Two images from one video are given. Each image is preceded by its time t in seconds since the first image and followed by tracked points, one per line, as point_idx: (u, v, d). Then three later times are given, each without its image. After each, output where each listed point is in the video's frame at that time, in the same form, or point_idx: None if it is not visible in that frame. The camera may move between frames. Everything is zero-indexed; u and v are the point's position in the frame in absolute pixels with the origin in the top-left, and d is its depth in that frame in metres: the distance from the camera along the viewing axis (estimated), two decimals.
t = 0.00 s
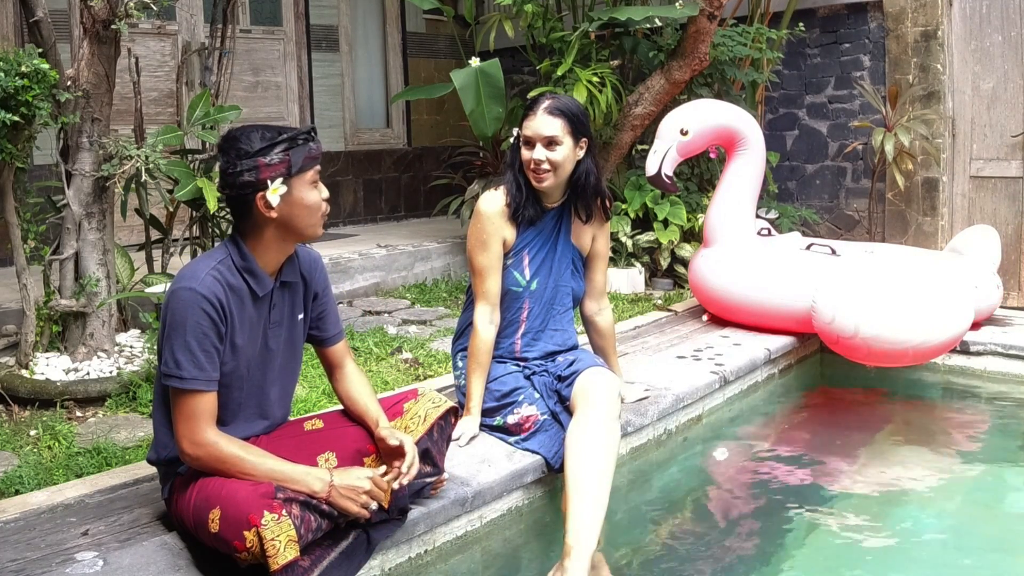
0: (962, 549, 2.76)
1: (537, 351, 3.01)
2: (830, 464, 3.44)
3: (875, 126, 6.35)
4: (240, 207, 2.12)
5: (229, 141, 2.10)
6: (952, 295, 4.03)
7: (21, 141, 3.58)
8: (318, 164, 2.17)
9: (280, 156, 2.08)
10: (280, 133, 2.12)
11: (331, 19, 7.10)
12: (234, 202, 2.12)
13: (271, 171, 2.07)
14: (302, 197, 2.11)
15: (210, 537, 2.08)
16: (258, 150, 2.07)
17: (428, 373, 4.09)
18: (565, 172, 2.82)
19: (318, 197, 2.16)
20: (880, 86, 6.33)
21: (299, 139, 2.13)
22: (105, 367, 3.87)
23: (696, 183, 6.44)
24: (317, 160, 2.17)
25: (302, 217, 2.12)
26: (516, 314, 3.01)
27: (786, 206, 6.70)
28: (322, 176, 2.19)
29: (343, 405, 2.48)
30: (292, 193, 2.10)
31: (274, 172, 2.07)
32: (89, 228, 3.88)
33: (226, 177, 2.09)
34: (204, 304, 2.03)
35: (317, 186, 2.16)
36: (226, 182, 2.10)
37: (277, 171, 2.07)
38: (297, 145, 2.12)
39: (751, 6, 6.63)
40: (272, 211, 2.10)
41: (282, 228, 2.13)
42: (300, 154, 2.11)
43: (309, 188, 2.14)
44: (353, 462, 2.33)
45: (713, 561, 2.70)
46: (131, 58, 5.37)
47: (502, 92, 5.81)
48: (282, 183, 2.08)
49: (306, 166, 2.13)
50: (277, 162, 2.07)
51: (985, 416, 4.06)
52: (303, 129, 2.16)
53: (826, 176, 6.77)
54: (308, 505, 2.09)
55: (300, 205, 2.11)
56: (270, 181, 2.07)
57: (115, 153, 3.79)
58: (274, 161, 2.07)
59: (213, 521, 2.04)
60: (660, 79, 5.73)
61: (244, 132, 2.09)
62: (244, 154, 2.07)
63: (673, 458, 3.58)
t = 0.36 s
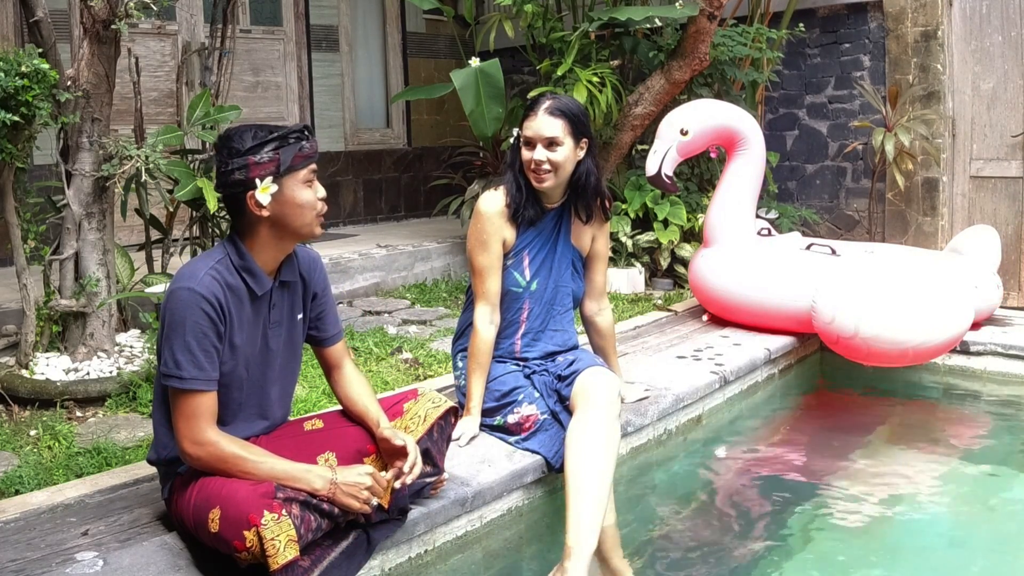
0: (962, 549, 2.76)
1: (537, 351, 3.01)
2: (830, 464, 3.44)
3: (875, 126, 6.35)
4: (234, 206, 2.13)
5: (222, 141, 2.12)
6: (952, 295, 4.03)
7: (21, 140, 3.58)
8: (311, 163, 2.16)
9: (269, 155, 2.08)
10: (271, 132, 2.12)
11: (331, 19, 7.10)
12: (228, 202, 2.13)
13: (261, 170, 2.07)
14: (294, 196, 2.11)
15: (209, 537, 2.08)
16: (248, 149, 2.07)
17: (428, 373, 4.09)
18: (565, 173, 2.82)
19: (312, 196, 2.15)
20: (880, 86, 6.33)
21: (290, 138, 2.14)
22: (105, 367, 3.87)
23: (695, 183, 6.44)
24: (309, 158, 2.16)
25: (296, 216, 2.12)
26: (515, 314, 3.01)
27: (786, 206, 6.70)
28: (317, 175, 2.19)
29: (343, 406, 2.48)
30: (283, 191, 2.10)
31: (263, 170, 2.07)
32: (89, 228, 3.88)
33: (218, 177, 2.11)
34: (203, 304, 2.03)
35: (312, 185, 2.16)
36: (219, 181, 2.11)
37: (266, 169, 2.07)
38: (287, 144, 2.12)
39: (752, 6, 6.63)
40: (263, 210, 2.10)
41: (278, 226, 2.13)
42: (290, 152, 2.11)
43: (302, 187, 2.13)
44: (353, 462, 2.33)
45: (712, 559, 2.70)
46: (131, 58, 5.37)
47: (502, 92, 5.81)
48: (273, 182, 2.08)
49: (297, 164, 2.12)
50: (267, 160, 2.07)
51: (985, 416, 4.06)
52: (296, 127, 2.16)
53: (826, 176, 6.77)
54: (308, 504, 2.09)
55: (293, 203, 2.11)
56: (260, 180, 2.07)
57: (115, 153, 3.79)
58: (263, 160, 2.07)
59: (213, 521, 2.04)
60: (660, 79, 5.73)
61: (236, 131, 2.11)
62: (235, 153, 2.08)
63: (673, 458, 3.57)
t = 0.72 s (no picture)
0: (962, 550, 2.76)
1: (537, 350, 3.01)
2: (830, 465, 3.43)
3: (875, 126, 6.35)
4: (232, 206, 2.13)
5: (220, 142, 2.11)
6: (952, 295, 4.03)
7: (21, 140, 3.58)
8: (310, 163, 2.16)
9: (268, 155, 2.08)
10: (270, 132, 2.12)
11: (331, 19, 7.10)
12: (227, 202, 2.13)
13: (260, 170, 2.07)
14: (293, 196, 2.11)
15: (209, 537, 2.08)
16: (247, 149, 2.07)
17: (428, 373, 4.09)
18: (558, 170, 2.82)
19: (311, 196, 2.15)
20: (880, 86, 6.33)
21: (289, 138, 2.14)
22: (105, 367, 3.87)
23: (695, 183, 6.44)
24: (309, 159, 2.16)
25: (295, 216, 2.12)
26: (514, 313, 3.01)
27: (786, 206, 6.70)
28: (315, 176, 2.19)
29: (343, 406, 2.48)
30: (282, 191, 2.10)
31: (262, 170, 2.07)
32: (89, 228, 3.88)
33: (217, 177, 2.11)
34: (202, 304, 2.03)
35: (310, 186, 2.16)
36: (217, 182, 2.11)
37: (265, 169, 2.07)
38: (286, 145, 2.12)
39: (751, 6, 6.63)
40: (262, 210, 2.10)
41: (277, 225, 2.13)
42: (289, 152, 2.11)
43: (301, 187, 2.13)
44: (354, 462, 2.33)
45: (712, 560, 2.70)
46: (131, 57, 5.37)
47: (502, 92, 5.81)
48: (271, 182, 2.08)
49: (296, 164, 2.12)
50: (266, 160, 2.08)
51: (985, 417, 4.05)
52: (295, 128, 2.16)
53: (826, 176, 6.77)
54: (308, 505, 2.09)
55: (291, 203, 2.11)
56: (259, 180, 2.07)
57: (115, 153, 3.79)
58: (262, 160, 2.07)
59: (213, 521, 2.04)
60: (660, 79, 5.73)
61: (235, 132, 2.11)
62: (234, 153, 2.08)
63: (673, 458, 3.58)
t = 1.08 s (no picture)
0: (962, 550, 2.76)
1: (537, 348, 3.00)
2: (830, 465, 3.43)
3: (875, 126, 6.35)
4: (233, 206, 2.12)
5: (220, 141, 2.10)
6: (952, 295, 4.03)
7: (21, 141, 3.58)
8: (310, 160, 2.17)
9: (272, 153, 2.08)
10: (271, 131, 2.12)
11: (331, 19, 7.10)
12: (228, 202, 2.12)
13: (264, 169, 2.07)
14: (296, 194, 2.11)
15: (209, 537, 2.08)
16: (250, 148, 2.07)
17: (428, 373, 4.09)
18: (551, 165, 2.82)
19: (312, 194, 2.15)
20: (880, 86, 6.34)
21: (291, 136, 2.14)
22: (105, 367, 3.87)
23: (695, 183, 6.45)
24: (309, 156, 2.17)
25: (297, 215, 2.12)
26: (511, 311, 2.99)
27: (786, 206, 6.70)
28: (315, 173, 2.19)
29: (343, 406, 2.48)
30: (286, 189, 2.10)
31: (266, 169, 2.07)
32: (88, 228, 3.88)
33: (219, 176, 2.09)
34: (203, 304, 2.03)
35: (311, 183, 2.16)
36: (219, 182, 2.10)
37: (269, 168, 2.07)
38: (288, 142, 2.12)
39: (752, 6, 6.63)
40: (266, 209, 2.10)
41: (279, 224, 2.13)
42: (292, 150, 2.11)
43: (303, 185, 2.13)
44: (354, 462, 2.33)
45: (712, 560, 2.70)
46: (132, 57, 5.37)
47: (502, 92, 5.81)
48: (275, 180, 2.08)
49: (298, 162, 2.13)
50: (270, 159, 2.07)
51: (985, 417, 4.05)
52: (294, 125, 2.16)
53: (826, 176, 6.77)
54: (308, 505, 2.09)
55: (294, 201, 2.11)
56: (263, 178, 2.07)
57: (115, 154, 3.79)
58: (267, 158, 2.07)
59: (213, 521, 2.04)
60: (660, 80, 5.74)
61: (235, 131, 2.10)
62: (237, 153, 2.07)
63: (673, 458, 3.58)
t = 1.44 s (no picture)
0: (961, 550, 2.76)
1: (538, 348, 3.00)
2: (830, 465, 3.44)
3: (875, 126, 6.35)
4: (237, 205, 2.11)
5: (226, 141, 2.09)
6: (952, 295, 4.03)
7: (21, 140, 3.58)
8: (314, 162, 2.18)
9: (281, 155, 2.08)
10: (278, 132, 2.12)
11: (331, 19, 7.10)
12: (231, 201, 2.11)
13: (273, 169, 2.07)
14: (302, 196, 2.12)
15: (209, 537, 2.08)
16: (259, 149, 2.06)
17: (428, 373, 4.09)
18: (548, 164, 2.82)
19: (315, 195, 2.16)
20: (880, 86, 6.34)
21: (297, 138, 2.14)
22: (105, 367, 3.87)
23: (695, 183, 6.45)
24: (313, 158, 2.18)
25: (299, 216, 2.12)
26: (510, 310, 2.98)
27: (786, 206, 6.70)
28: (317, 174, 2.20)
29: (342, 406, 2.48)
30: (292, 190, 2.10)
31: (275, 170, 2.07)
32: (88, 228, 3.88)
33: (225, 176, 2.07)
34: (202, 304, 2.03)
35: (315, 185, 2.17)
36: (224, 182, 2.08)
37: (278, 169, 2.07)
38: (296, 144, 2.13)
39: (751, 6, 6.63)
40: (272, 209, 2.10)
41: (281, 225, 2.13)
42: (300, 152, 2.12)
43: (308, 186, 2.14)
44: (354, 462, 2.33)
45: (712, 560, 2.70)
46: (132, 57, 5.37)
47: (502, 92, 5.81)
48: (283, 181, 2.08)
49: (305, 164, 2.13)
50: (279, 160, 2.07)
51: (985, 417, 4.05)
52: (299, 127, 2.16)
53: (826, 176, 6.77)
54: (308, 504, 2.10)
55: (299, 202, 2.12)
56: (272, 179, 2.07)
57: (115, 153, 3.79)
58: (276, 159, 2.07)
59: (213, 521, 2.04)
60: (660, 80, 5.74)
61: (242, 131, 2.09)
62: (244, 153, 2.06)
63: (672, 459, 3.58)
